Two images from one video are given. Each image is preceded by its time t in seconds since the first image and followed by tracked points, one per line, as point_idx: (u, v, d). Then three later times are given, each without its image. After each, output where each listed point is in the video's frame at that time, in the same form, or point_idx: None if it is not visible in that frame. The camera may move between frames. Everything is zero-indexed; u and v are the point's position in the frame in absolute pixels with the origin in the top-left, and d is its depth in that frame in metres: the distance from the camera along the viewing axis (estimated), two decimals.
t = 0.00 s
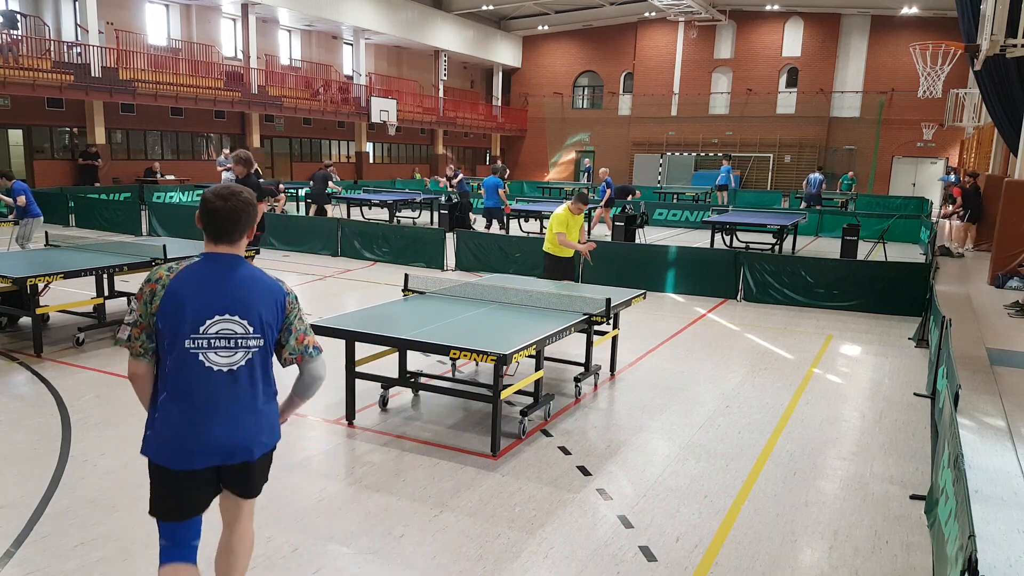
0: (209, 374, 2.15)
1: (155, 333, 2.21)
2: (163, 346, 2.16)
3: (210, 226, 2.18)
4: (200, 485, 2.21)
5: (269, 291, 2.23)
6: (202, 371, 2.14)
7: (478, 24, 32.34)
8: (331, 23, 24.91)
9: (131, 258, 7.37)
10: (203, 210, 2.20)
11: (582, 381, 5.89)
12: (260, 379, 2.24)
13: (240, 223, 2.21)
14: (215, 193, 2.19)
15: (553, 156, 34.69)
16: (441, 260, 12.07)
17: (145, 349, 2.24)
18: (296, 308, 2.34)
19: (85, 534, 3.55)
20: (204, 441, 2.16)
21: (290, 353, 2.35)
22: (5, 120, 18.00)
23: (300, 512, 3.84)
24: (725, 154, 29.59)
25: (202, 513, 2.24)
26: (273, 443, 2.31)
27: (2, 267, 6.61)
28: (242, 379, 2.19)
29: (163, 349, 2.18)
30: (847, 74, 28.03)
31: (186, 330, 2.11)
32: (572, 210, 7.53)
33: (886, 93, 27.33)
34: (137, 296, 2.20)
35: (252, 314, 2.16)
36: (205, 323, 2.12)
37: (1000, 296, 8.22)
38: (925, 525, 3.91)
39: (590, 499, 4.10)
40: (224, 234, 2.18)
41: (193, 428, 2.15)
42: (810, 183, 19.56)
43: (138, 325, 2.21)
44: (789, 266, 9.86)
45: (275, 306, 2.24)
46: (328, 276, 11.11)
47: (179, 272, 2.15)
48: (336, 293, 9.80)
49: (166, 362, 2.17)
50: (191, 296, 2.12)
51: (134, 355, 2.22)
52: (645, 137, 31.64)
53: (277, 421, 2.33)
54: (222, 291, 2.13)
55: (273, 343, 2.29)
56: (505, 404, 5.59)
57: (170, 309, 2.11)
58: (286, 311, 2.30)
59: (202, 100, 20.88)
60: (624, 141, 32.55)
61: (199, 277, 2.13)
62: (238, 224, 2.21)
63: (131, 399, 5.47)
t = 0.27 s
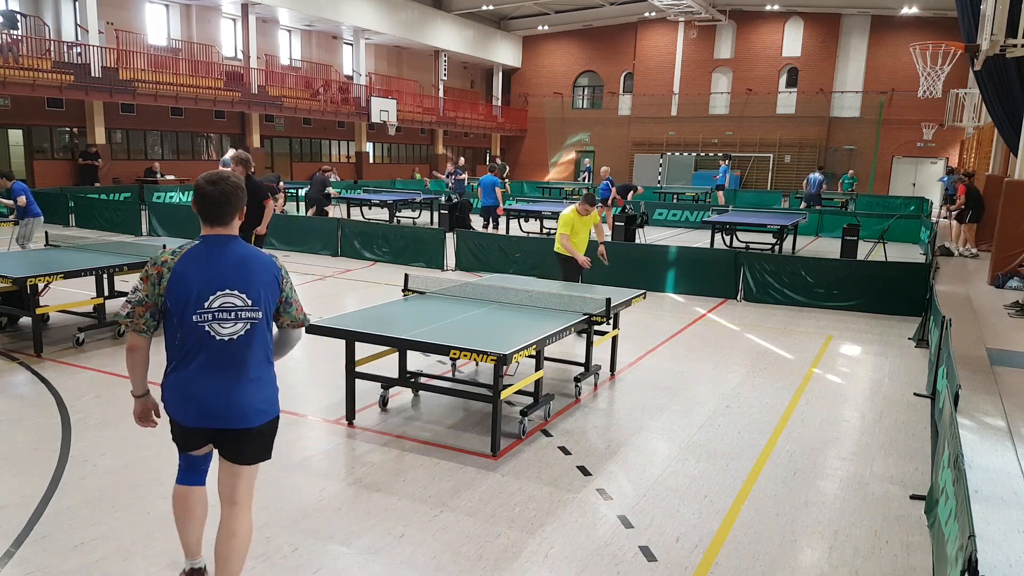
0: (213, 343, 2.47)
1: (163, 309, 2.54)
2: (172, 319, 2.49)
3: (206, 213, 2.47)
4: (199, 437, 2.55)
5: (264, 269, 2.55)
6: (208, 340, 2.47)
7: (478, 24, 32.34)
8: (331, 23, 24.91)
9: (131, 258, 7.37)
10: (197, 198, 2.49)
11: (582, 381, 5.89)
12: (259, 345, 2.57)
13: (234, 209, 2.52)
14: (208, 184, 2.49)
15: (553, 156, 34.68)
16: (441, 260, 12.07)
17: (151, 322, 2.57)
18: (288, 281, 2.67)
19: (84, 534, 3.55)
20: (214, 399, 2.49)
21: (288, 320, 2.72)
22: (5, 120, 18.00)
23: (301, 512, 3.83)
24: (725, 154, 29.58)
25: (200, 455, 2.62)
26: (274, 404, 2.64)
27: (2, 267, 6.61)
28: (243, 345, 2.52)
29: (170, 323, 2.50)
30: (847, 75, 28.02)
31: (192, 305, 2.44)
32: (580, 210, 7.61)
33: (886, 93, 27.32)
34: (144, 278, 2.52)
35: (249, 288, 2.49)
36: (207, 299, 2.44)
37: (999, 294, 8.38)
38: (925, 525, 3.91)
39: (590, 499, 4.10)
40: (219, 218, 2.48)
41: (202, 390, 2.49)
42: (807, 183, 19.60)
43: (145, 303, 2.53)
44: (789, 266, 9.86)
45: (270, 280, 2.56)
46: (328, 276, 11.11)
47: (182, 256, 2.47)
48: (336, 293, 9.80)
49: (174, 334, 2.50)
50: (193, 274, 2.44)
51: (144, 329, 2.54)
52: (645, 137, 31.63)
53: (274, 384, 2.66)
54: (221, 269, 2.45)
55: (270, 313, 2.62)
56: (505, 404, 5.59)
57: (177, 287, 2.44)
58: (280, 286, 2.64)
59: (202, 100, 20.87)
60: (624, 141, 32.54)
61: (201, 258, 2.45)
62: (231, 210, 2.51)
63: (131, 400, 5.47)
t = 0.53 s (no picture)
0: (213, 327, 2.76)
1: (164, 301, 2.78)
2: (173, 309, 2.75)
3: (199, 210, 2.74)
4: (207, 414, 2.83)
5: (255, 257, 2.82)
6: (208, 325, 2.75)
7: (478, 24, 32.34)
8: (331, 23, 24.90)
9: (131, 258, 7.37)
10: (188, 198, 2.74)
11: (582, 381, 5.90)
12: (255, 328, 2.86)
13: (222, 205, 2.79)
14: (197, 183, 2.73)
15: (553, 156, 34.70)
16: (441, 260, 12.07)
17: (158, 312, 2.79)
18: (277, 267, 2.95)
19: (85, 534, 3.55)
20: (217, 377, 2.79)
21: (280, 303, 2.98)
22: (5, 120, 18.00)
23: (301, 512, 3.83)
24: (725, 154, 29.61)
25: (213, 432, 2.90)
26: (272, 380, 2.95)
27: (2, 267, 6.61)
28: (240, 328, 2.80)
29: (173, 312, 2.78)
30: (847, 74, 28.03)
31: (192, 294, 2.71)
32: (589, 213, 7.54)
33: (886, 93, 27.32)
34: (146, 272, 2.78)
35: (242, 276, 2.76)
36: (205, 288, 2.71)
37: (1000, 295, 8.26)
38: (925, 524, 3.91)
39: (590, 499, 4.10)
40: (208, 215, 2.75)
41: (206, 371, 2.78)
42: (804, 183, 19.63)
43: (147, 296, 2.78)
44: (789, 266, 9.86)
45: (260, 268, 2.84)
46: (328, 276, 11.11)
47: (180, 251, 2.73)
48: (336, 293, 9.81)
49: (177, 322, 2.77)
50: (192, 266, 2.71)
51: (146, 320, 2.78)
52: (645, 137, 31.65)
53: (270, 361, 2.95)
54: (215, 259, 2.71)
55: (263, 297, 2.90)
56: (505, 404, 5.59)
57: (178, 280, 2.70)
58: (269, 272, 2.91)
59: (203, 100, 20.88)
60: (624, 142, 32.55)
61: (196, 252, 2.72)
62: (219, 206, 2.77)
63: (131, 399, 5.47)
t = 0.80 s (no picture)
0: (212, 308, 3.04)
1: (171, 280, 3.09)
2: (179, 289, 3.06)
3: (208, 201, 3.03)
4: (205, 389, 3.08)
5: (255, 246, 3.09)
6: (207, 307, 3.03)
7: (478, 24, 32.33)
8: (331, 23, 24.90)
9: (131, 258, 7.37)
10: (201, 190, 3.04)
11: (582, 381, 5.90)
12: (252, 312, 3.12)
13: (232, 198, 3.07)
14: (209, 175, 3.02)
15: (553, 156, 34.70)
16: (441, 260, 12.08)
17: (163, 291, 3.13)
18: (277, 257, 3.19)
19: (84, 534, 3.55)
20: (212, 355, 3.05)
21: (280, 290, 3.21)
22: (5, 120, 17.99)
23: (300, 512, 3.83)
24: (725, 154, 29.61)
25: (218, 405, 3.13)
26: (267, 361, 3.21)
27: (2, 268, 6.62)
28: (237, 312, 3.07)
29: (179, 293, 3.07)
30: (847, 74, 28.03)
31: (195, 277, 3.00)
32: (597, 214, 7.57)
33: (886, 93, 27.33)
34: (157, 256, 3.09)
35: (240, 264, 3.03)
36: (207, 273, 3.00)
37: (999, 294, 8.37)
38: (925, 525, 3.91)
39: (590, 499, 4.10)
40: (217, 205, 3.03)
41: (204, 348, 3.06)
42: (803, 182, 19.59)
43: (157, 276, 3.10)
44: (789, 266, 9.86)
45: (258, 257, 3.09)
46: (328, 276, 11.11)
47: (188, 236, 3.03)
48: (336, 293, 9.81)
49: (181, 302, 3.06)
50: (196, 252, 3.00)
51: (153, 295, 3.10)
52: (645, 137, 31.65)
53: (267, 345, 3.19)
54: (217, 247, 2.99)
55: (262, 284, 3.15)
56: (505, 404, 5.59)
57: (183, 263, 3.00)
58: (269, 261, 3.15)
59: (202, 100, 20.88)
60: (624, 142, 32.55)
61: (201, 239, 3.00)
62: (227, 198, 3.05)
63: (130, 399, 5.47)
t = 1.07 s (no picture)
0: (217, 301, 3.31)
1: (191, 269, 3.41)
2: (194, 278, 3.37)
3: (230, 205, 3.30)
4: (209, 371, 3.40)
5: (262, 251, 3.32)
6: (214, 299, 3.30)
7: (478, 24, 32.33)
8: (331, 23, 24.89)
9: (131, 258, 7.36)
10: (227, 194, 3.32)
11: (582, 380, 5.90)
12: (252, 311, 3.36)
13: (253, 206, 3.32)
14: (235, 183, 3.27)
15: (553, 156, 34.70)
16: (441, 260, 12.07)
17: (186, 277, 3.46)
18: (283, 267, 3.41)
19: (84, 534, 3.54)
20: (213, 343, 3.34)
21: (285, 298, 3.42)
22: (5, 120, 17.99)
23: (300, 512, 3.83)
24: (725, 154, 29.60)
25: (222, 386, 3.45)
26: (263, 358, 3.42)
27: (2, 268, 6.61)
28: (237, 307, 3.32)
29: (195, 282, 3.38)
30: (847, 74, 28.03)
31: (205, 270, 3.28)
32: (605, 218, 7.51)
33: (886, 93, 27.33)
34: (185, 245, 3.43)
35: (245, 265, 3.27)
36: (216, 269, 3.26)
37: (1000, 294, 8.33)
38: (925, 525, 3.91)
39: (590, 499, 4.10)
40: (238, 210, 3.30)
41: (206, 333, 3.35)
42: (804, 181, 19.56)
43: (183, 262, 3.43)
44: (789, 266, 9.86)
45: (265, 261, 3.32)
46: (328, 276, 11.11)
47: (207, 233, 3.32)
48: (336, 293, 9.81)
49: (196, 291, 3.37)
50: (210, 248, 3.28)
51: (176, 279, 3.44)
52: (645, 137, 31.65)
53: (267, 343, 3.42)
54: (227, 246, 3.26)
55: (267, 287, 3.38)
56: (505, 405, 5.59)
57: (199, 256, 3.30)
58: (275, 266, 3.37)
59: (202, 100, 20.88)
60: (624, 142, 32.55)
61: (217, 238, 3.28)
62: (246, 204, 3.31)
63: (130, 399, 5.47)
